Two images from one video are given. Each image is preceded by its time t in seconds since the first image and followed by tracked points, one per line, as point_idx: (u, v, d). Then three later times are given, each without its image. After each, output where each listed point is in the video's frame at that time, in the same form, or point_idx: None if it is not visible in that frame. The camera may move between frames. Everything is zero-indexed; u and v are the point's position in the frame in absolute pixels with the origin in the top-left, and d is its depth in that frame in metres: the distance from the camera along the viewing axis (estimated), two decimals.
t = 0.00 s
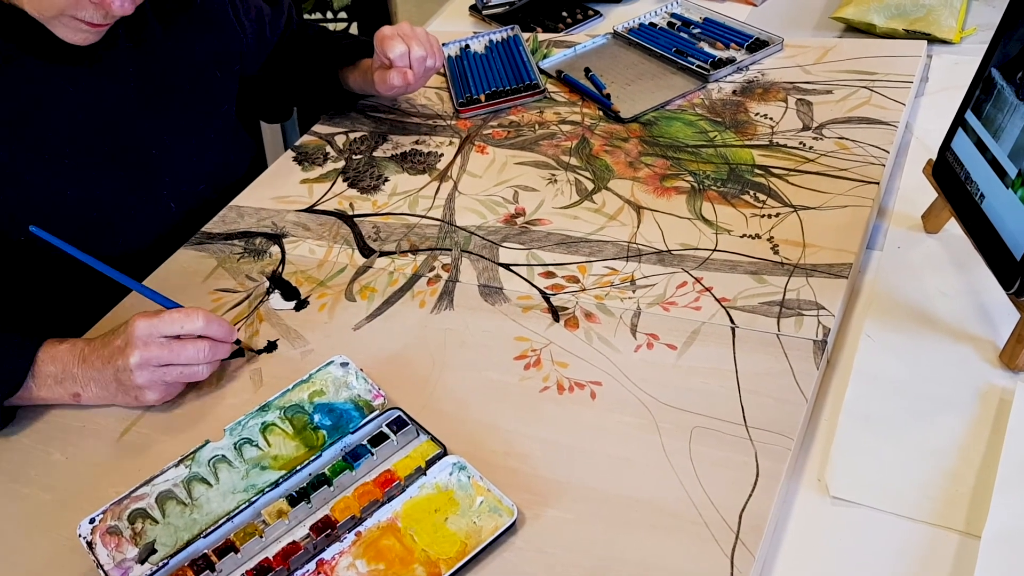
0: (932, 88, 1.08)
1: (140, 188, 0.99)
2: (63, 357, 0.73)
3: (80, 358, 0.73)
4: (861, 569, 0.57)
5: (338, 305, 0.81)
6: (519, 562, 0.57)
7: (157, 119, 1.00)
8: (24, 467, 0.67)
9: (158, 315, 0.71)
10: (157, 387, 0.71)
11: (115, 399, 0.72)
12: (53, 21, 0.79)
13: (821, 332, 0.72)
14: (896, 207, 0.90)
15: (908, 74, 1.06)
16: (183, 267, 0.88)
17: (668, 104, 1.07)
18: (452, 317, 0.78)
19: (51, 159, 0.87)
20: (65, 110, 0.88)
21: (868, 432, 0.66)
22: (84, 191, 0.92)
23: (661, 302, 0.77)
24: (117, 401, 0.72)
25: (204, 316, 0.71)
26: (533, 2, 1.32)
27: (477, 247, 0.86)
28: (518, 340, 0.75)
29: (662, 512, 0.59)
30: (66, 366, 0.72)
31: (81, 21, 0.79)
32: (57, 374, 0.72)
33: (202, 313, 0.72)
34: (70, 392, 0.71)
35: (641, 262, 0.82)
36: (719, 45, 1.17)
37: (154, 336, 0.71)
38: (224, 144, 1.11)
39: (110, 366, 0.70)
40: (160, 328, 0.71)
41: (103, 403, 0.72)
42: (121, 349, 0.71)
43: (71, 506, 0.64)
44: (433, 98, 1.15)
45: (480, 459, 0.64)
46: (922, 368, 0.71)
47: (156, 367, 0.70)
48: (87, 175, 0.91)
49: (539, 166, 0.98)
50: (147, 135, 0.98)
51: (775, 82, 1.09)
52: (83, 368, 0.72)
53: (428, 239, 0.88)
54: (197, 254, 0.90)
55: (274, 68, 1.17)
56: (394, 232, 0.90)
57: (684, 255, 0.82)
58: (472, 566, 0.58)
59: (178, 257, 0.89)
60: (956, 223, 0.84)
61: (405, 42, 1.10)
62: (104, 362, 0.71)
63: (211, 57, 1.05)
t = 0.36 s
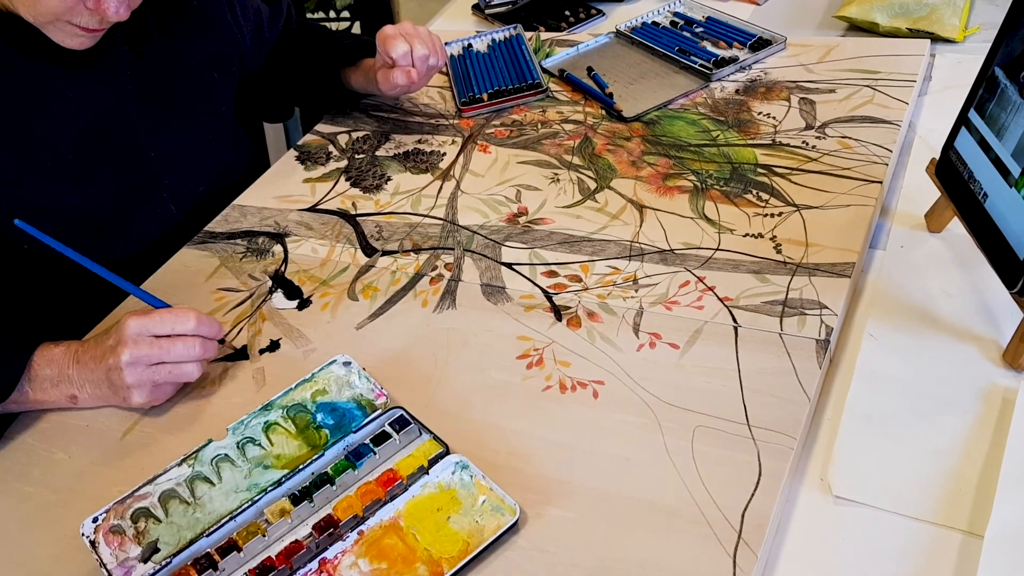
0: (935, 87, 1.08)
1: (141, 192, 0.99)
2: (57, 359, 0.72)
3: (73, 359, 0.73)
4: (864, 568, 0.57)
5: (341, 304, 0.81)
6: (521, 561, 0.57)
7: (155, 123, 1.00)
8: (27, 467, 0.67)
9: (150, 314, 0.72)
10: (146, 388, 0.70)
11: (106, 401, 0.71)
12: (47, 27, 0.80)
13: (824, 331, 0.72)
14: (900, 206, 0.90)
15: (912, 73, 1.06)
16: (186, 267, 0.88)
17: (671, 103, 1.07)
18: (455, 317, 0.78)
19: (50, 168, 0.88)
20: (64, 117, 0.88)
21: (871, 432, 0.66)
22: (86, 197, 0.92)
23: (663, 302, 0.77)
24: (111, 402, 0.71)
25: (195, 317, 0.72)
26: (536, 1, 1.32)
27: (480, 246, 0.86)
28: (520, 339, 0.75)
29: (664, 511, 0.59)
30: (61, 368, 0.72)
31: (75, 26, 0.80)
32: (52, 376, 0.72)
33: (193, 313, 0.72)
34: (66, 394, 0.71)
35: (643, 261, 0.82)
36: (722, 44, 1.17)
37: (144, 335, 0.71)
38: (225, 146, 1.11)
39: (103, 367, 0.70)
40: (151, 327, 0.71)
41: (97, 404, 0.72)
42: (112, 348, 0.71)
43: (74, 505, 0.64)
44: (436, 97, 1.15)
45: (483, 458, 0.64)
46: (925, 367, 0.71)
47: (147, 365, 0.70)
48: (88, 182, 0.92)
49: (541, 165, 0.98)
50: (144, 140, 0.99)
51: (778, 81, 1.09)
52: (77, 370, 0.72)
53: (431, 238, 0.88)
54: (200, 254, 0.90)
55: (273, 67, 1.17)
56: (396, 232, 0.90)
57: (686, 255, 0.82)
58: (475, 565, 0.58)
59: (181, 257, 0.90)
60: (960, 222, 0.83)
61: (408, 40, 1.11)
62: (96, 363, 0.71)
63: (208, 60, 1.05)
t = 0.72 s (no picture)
0: (933, 88, 1.08)
1: (144, 190, 1.05)
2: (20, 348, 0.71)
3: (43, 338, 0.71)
4: (861, 568, 0.57)
5: (338, 305, 0.81)
6: (519, 562, 0.57)
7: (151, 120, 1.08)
8: (23, 467, 0.67)
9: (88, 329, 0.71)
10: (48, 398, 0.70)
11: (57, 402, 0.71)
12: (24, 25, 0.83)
13: (821, 332, 0.72)
14: (897, 207, 0.90)
15: (909, 75, 1.06)
16: (183, 267, 0.88)
17: (668, 103, 1.07)
18: (452, 317, 0.78)
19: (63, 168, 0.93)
20: (70, 115, 0.94)
21: (868, 431, 0.66)
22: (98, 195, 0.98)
23: (660, 302, 0.77)
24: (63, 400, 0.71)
25: (80, 334, 0.70)
26: (533, 1, 1.32)
27: (477, 246, 0.86)
28: (518, 339, 0.75)
29: (662, 511, 0.59)
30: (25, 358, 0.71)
31: (47, 27, 0.83)
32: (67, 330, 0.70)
33: (103, 336, 0.72)
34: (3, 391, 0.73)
35: (640, 262, 0.82)
36: (719, 45, 1.17)
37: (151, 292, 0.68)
38: (218, 142, 1.18)
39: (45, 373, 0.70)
40: (88, 341, 0.70)
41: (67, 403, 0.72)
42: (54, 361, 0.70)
43: (72, 507, 0.64)
44: (433, 98, 1.15)
45: (480, 459, 0.64)
46: (922, 368, 0.71)
47: (43, 375, 0.70)
48: (98, 180, 0.98)
49: (539, 165, 0.98)
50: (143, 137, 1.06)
51: (775, 82, 1.09)
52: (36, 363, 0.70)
53: (428, 238, 0.88)
54: (197, 254, 0.90)
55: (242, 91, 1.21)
56: (394, 232, 0.90)
57: (684, 255, 0.82)
58: (472, 566, 0.58)
59: (178, 257, 0.89)
60: (956, 223, 0.84)
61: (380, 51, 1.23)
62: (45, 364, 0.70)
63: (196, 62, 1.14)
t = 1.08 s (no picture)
0: (933, 90, 1.08)
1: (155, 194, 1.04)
2: (55, 298, 0.80)
3: (69, 296, 0.80)
4: (862, 569, 0.57)
5: (338, 305, 0.81)
6: (519, 563, 0.57)
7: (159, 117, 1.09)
8: (24, 468, 0.67)
9: (134, 255, 0.80)
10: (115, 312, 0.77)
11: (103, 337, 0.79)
12: (90, 15, 0.88)
13: (821, 333, 0.72)
14: (897, 208, 0.90)
15: (909, 76, 1.06)
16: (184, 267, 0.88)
17: (669, 104, 1.07)
18: (452, 317, 0.78)
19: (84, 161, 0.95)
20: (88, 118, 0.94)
21: (868, 432, 0.66)
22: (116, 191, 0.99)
23: (661, 303, 0.77)
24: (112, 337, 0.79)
25: (172, 260, 0.80)
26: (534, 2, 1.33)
27: (477, 247, 0.86)
28: (518, 340, 0.75)
29: (662, 512, 0.59)
30: (59, 306, 0.80)
31: (116, 18, 0.89)
32: (53, 312, 0.79)
33: (170, 256, 0.80)
34: (65, 328, 0.79)
35: (641, 263, 0.82)
36: (720, 46, 1.17)
37: (126, 272, 0.79)
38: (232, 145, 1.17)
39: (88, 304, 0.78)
40: (133, 266, 0.79)
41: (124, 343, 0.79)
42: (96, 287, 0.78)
43: (72, 507, 0.64)
44: (434, 98, 1.15)
45: (480, 460, 0.64)
46: (922, 368, 0.71)
47: (127, 302, 0.77)
48: (121, 173, 0.99)
49: (539, 166, 0.98)
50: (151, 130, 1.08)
51: (775, 83, 1.09)
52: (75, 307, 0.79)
53: (429, 239, 0.88)
54: (197, 255, 0.90)
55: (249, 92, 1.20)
56: (394, 233, 0.90)
57: (684, 256, 0.82)
58: (472, 566, 0.58)
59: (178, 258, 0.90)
60: (956, 223, 0.84)
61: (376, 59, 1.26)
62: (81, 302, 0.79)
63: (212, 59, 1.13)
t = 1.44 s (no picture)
0: (934, 90, 1.08)
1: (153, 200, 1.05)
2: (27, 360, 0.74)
3: None
4: (862, 569, 0.57)
5: (338, 306, 0.81)
6: (519, 563, 0.57)
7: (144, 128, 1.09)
8: (24, 468, 0.67)
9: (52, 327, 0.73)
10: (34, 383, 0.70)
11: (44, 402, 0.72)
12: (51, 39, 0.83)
13: (821, 333, 0.72)
14: (898, 208, 0.90)
15: (909, 76, 1.06)
16: (183, 267, 0.88)
17: (668, 104, 1.07)
18: (452, 318, 0.78)
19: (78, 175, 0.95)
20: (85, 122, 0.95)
21: (868, 432, 0.66)
22: (114, 203, 0.99)
23: (661, 303, 0.77)
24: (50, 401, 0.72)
25: (91, 333, 0.72)
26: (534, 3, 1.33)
27: (477, 248, 0.86)
28: (518, 341, 0.75)
29: (662, 513, 0.59)
30: None
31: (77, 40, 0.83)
32: None
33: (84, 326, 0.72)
34: None
35: (641, 263, 0.82)
36: (720, 47, 1.17)
37: (43, 345, 0.72)
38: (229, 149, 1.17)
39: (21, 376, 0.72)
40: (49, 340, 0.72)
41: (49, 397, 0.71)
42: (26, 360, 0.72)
43: (72, 508, 0.64)
44: (434, 99, 1.15)
45: (480, 460, 0.64)
46: (922, 369, 0.71)
47: (43, 376, 0.70)
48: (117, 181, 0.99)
49: (539, 167, 0.98)
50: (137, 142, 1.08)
51: (775, 83, 1.09)
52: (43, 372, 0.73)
53: (429, 240, 0.88)
54: (197, 255, 0.90)
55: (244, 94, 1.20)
56: (394, 233, 0.90)
57: (684, 256, 0.82)
58: (472, 567, 0.58)
59: (178, 259, 0.90)
60: (956, 223, 0.84)
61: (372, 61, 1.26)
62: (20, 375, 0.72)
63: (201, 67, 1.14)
